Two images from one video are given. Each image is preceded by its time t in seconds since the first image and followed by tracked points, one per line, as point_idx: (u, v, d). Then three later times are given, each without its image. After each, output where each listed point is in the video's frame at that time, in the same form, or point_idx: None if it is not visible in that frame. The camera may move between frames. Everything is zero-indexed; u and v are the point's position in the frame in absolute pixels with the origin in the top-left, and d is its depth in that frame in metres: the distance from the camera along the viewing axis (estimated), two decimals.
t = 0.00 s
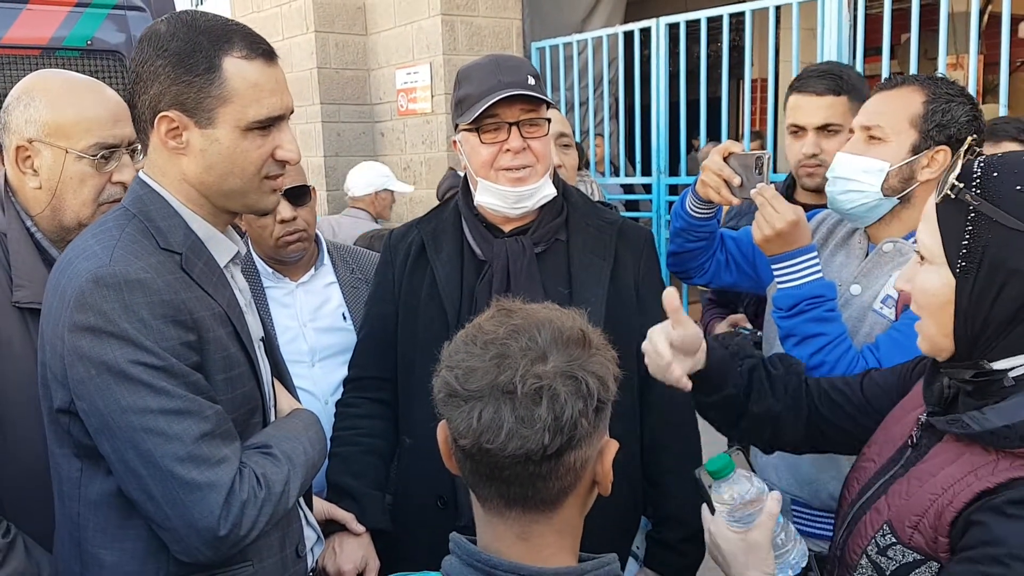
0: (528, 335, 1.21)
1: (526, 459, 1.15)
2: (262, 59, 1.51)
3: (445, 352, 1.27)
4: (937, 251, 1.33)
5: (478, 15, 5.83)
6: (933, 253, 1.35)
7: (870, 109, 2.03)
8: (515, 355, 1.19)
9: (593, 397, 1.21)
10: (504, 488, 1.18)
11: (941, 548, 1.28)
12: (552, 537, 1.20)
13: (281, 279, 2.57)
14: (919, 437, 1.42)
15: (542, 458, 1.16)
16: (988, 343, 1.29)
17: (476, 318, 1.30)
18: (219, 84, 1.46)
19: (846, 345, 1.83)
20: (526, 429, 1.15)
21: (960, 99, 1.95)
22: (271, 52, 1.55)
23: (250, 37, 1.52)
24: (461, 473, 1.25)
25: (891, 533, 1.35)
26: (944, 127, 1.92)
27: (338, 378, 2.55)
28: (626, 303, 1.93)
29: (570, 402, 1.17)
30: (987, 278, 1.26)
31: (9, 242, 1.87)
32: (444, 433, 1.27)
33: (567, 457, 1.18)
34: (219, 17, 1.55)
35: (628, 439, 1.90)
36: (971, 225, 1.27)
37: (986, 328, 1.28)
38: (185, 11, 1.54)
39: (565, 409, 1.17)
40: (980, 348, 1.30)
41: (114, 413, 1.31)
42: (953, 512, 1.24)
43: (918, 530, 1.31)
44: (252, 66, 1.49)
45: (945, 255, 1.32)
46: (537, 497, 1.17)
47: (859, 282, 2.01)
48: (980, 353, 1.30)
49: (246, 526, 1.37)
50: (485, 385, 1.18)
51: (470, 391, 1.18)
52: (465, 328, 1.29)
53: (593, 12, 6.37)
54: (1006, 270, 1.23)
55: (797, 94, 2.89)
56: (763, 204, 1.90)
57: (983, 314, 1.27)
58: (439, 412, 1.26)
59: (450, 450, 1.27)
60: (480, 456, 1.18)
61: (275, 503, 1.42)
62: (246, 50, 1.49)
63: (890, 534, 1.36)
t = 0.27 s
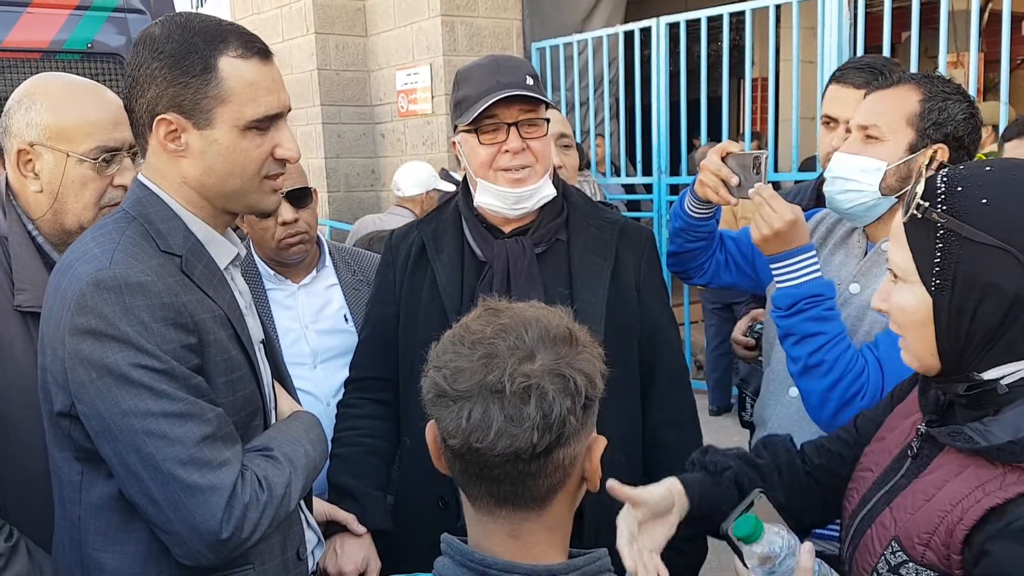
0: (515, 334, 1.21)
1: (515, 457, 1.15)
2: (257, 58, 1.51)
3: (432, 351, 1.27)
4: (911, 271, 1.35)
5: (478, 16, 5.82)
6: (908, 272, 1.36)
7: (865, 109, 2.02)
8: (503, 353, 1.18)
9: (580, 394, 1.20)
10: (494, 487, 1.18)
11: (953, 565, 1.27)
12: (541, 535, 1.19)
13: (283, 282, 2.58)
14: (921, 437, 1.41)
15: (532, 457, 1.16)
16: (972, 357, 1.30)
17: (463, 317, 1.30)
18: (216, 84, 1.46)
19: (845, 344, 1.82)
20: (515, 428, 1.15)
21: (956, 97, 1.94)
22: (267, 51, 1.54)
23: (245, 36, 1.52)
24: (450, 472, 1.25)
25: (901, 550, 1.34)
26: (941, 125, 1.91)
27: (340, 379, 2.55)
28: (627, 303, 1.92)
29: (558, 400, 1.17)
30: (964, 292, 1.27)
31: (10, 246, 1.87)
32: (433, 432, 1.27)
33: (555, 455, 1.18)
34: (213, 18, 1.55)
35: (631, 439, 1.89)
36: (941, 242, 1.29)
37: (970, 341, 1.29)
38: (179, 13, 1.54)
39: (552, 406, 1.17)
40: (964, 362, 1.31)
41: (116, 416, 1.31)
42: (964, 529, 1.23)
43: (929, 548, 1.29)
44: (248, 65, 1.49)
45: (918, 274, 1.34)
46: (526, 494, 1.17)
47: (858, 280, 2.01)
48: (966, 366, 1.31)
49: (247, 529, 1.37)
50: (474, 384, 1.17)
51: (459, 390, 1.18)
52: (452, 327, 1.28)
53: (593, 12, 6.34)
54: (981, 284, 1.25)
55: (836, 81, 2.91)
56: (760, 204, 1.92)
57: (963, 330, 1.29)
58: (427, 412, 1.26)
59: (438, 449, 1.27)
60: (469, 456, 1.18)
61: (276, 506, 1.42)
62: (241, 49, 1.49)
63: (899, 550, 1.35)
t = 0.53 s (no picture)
0: (490, 331, 1.22)
1: (487, 452, 1.16)
2: (246, 49, 1.51)
3: (411, 347, 1.28)
4: (909, 264, 1.35)
5: (478, 16, 5.83)
6: (906, 267, 1.36)
7: (865, 109, 2.02)
8: (476, 350, 1.19)
9: (553, 390, 1.21)
10: (469, 480, 1.18)
11: (955, 568, 1.26)
12: (518, 526, 1.20)
13: (284, 283, 2.58)
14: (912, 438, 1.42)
15: (504, 451, 1.16)
16: (971, 349, 1.31)
17: (442, 314, 1.31)
18: (207, 79, 1.46)
19: (846, 344, 1.83)
20: (488, 423, 1.15)
21: (955, 96, 1.95)
22: (255, 41, 1.55)
23: (232, 29, 1.52)
24: (427, 464, 1.26)
25: (902, 555, 1.34)
26: (940, 123, 1.91)
27: (342, 380, 2.56)
28: (629, 301, 1.91)
29: (531, 396, 1.17)
30: (966, 284, 1.29)
31: (13, 247, 1.87)
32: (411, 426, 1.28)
33: (529, 449, 1.18)
34: (200, 16, 1.55)
35: (633, 439, 1.89)
36: (942, 235, 1.30)
37: (970, 333, 1.31)
38: (165, 14, 1.54)
39: (524, 401, 1.17)
40: (964, 354, 1.32)
41: (120, 416, 1.32)
42: (963, 530, 1.23)
43: (930, 551, 1.29)
44: (237, 56, 1.49)
45: (917, 268, 1.34)
46: (500, 487, 1.17)
47: (858, 280, 2.01)
48: (964, 359, 1.33)
49: (252, 528, 1.37)
50: (448, 380, 1.18)
51: (434, 385, 1.19)
52: (430, 324, 1.29)
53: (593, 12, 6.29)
54: (983, 275, 1.27)
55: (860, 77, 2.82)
56: (761, 204, 1.92)
57: (964, 323, 1.30)
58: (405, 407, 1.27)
59: (416, 443, 1.28)
60: (445, 449, 1.18)
61: (280, 506, 1.42)
62: (229, 42, 1.49)
63: (900, 555, 1.34)
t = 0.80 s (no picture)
0: (469, 357, 1.25)
1: (455, 473, 1.19)
2: (263, 68, 1.51)
3: (393, 363, 1.31)
4: (912, 254, 1.35)
5: (475, 19, 5.83)
6: (909, 256, 1.35)
7: (864, 110, 2.01)
8: (455, 375, 1.22)
9: (524, 417, 1.24)
10: (436, 498, 1.22)
11: (942, 561, 1.26)
12: (480, 543, 1.23)
13: (283, 286, 2.57)
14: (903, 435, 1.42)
15: (472, 473, 1.19)
16: (968, 341, 1.31)
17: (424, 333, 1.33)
18: (218, 92, 1.46)
19: (845, 346, 1.83)
20: (460, 445, 1.19)
21: (953, 98, 1.95)
22: (272, 61, 1.55)
23: (250, 45, 1.52)
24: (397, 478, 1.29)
25: (889, 550, 1.33)
26: (938, 126, 1.92)
27: (340, 383, 2.55)
28: (630, 304, 1.91)
29: (503, 424, 1.21)
30: (972, 273, 1.27)
31: (11, 251, 1.86)
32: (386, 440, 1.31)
33: (496, 473, 1.21)
34: (218, 24, 1.55)
35: (635, 443, 1.88)
36: (950, 225, 1.29)
37: (967, 326, 1.30)
38: (186, 16, 1.54)
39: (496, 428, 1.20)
40: (958, 349, 1.32)
41: (115, 422, 1.31)
42: (948, 524, 1.23)
43: (916, 546, 1.29)
44: (252, 75, 1.49)
45: (922, 258, 1.33)
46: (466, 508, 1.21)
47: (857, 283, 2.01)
48: (955, 354, 1.32)
49: (249, 533, 1.36)
50: (425, 402, 1.21)
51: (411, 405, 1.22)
52: (413, 342, 1.32)
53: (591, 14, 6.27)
54: (989, 266, 1.25)
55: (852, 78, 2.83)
56: (759, 206, 1.91)
57: (964, 313, 1.29)
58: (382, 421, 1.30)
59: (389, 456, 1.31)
60: (415, 466, 1.22)
61: (278, 511, 1.42)
62: (246, 58, 1.49)
63: (887, 550, 1.34)
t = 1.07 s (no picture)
0: (438, 386, 1.37)
1: (417, 492, 1.30)
2: (256, 64, 1.51)
3: (369, 387, 1.44)
4: (909, 251, 1.34)
5: (473, 22, 5.84)
6: (904, 253, 1.35)
7: (862, 114, 2.03)
8: (422, 401, 1.34)
9: (486, 445, 1.35)
10: (400, 513, 1.33)
11: (933, 555, 1.26)
12: (442, 556, 1.35)
13: (281, 289, 2.57)
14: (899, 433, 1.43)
15: (433, 493, 1.31)
16: (964, 339, 1.30)
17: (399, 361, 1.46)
18: (215, 90, 1.46)
19: (843, 348, 1.83)
20: (422, 467, 1.30)
21: (950, 101, 1.95)
22: (265, 57, 1.55)
23: (244, 43, 1.52)
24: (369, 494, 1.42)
25: (882, 545, 1.33)
26: (935, 129, 1.91)
27: (339, 387, 2.55)
28: (634, 307, 1.91)
29: (464, 448, 1.32)
30: (967, 274, 1.26)
31: (11, 256, 1.86)
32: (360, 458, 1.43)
33: (457, 495, 1.33)
34: (212, 24, 1.55)
35: (637, 447, 1.89)
36: (947, 224, 1.28)
37: (964, 324, 1.29)
38: (177, 20, 1.54)
39: (456, 453, 1.32)
40: (954, 346, 1.31)
41: (116, 427, 1.31)
42: (937, 518, 1.23)
43: (908, 539, 1.29)
44: (246, 71, 1.49)
45: (919, 256, 1.32)
46: (427, 523, 1.33)
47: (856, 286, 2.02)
48: (950, 354, 1.32)
49: (248, 538, 1.36)
50: (393, 425, 1.34)
51: (381, 427, 1.35)
52: (388, 369, 1.45)
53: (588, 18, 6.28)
54: (986, 264, 1.24)
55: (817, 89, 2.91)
56: (758, 209, 1.91)
57: (961, 311, 1.28)
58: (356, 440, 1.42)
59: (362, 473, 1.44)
60: (382, 484, 1.33)
61: (277, 516, 1.41)
62: (240, 56, 1.50)
63: (880, 544, 1.34)
